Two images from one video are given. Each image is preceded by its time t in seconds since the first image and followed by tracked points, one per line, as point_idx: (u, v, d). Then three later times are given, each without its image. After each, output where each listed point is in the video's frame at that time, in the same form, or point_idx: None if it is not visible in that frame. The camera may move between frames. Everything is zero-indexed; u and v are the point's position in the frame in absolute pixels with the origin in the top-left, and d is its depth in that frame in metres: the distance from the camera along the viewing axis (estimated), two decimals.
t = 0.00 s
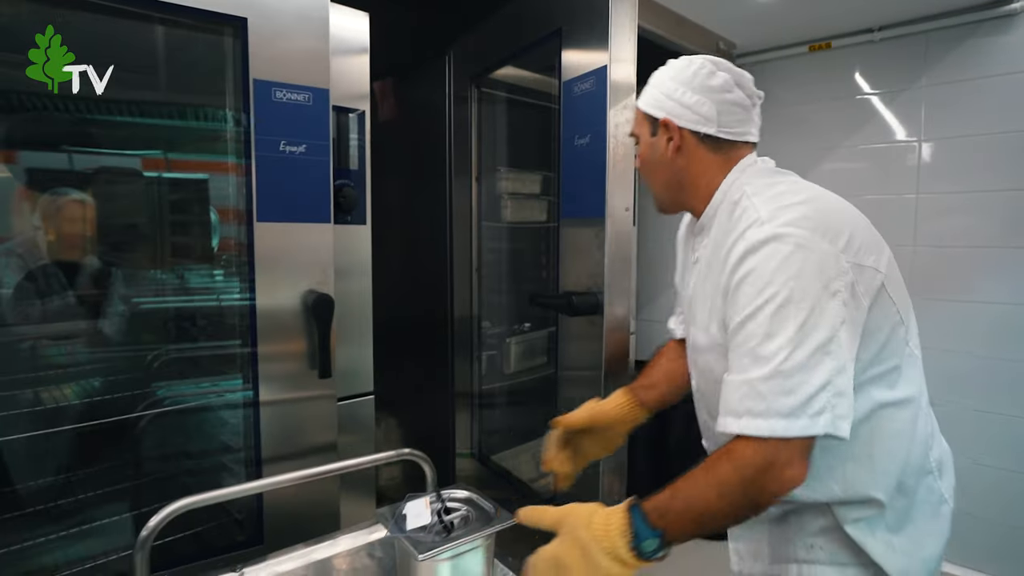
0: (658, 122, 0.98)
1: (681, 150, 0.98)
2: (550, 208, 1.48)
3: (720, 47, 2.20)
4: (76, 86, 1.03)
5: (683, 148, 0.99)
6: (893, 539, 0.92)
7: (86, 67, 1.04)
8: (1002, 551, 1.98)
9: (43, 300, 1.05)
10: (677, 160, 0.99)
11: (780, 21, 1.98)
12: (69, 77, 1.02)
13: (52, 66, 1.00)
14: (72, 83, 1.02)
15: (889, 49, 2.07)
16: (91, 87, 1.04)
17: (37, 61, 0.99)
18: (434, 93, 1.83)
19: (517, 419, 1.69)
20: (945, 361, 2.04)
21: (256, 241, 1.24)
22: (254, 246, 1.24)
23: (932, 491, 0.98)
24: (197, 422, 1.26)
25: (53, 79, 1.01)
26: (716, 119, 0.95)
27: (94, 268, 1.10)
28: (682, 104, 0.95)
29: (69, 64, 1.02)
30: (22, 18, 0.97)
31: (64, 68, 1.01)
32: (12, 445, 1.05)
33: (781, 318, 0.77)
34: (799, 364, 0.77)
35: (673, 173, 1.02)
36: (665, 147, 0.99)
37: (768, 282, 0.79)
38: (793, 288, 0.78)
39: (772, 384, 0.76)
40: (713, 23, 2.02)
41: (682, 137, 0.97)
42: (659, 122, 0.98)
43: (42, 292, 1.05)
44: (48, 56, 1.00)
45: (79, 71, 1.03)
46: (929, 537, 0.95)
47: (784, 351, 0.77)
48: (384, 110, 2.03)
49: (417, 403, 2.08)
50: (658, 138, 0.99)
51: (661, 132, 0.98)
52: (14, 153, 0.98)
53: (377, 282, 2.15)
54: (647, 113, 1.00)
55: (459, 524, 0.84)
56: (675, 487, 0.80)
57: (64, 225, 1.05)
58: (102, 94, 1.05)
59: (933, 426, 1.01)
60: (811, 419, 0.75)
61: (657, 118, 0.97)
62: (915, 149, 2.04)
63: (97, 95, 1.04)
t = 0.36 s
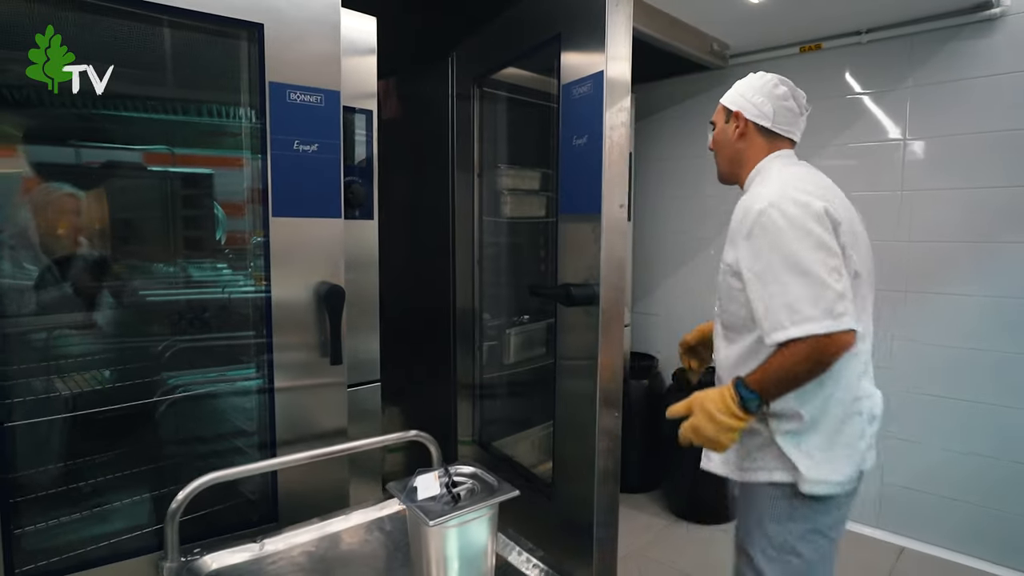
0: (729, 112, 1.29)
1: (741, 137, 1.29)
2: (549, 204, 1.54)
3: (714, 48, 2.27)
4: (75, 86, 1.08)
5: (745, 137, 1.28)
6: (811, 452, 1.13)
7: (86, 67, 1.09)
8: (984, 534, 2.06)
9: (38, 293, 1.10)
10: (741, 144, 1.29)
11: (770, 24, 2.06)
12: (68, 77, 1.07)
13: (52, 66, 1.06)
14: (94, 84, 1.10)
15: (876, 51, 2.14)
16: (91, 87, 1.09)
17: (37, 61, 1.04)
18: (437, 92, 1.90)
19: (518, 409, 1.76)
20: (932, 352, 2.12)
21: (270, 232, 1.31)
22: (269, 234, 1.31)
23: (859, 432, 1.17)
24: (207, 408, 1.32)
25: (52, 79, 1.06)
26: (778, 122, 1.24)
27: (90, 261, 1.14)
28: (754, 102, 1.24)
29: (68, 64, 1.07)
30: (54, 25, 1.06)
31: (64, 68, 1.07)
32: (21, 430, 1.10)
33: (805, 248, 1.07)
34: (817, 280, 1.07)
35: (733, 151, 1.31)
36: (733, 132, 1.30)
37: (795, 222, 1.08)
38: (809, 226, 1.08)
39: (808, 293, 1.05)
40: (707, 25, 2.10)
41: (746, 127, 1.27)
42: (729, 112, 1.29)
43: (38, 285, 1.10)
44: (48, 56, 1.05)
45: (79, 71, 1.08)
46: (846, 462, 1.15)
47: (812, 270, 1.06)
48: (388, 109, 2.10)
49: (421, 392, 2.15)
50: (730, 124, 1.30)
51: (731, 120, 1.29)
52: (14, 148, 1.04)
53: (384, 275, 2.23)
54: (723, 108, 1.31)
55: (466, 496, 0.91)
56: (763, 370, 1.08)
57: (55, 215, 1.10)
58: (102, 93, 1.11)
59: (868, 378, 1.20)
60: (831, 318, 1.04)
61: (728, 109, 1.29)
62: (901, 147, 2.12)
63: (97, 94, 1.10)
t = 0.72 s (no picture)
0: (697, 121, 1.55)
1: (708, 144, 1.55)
2: (543, 195, 1.60)
3: (704, 45, 2.32)
4: (75, 86, 1.13)
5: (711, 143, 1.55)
6: (700, 390, 1.41)
7: (86, 67, 1.14)
8: (965, 515, 2.14)
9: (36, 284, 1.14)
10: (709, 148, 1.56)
11: (759, 21, 2.12)
12: (68, 77, 1.12)
13: (52, 66, 1.10)
14: (104, 79, 1.15)
15: (861, 48, 2.21)
16: (91, 87, 1.14)
17: (37, 61, 1.09)
18: (435, 87, 1.95)
19: (512, 396, 1.82)
20: (916, 341, 2.19)
21: (275, 220, 1.37)
22: (274, 225, 1.37)
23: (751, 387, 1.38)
24: (211, 392, 1.38)
25: (51, 79, 1.10)
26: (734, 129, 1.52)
27: (85, 256, 1.18)
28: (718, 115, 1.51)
29: (68, 64, 1.12)
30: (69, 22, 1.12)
31: (63, 68, 1.11)
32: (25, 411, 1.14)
33: (683, 231, 1.38)
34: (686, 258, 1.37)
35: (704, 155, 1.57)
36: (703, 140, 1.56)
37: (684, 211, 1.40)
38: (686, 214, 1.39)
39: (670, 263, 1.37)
40: (698, 22, 2.15)
41: (712, 135, 1.53)
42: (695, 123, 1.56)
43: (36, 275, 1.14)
44: (48, 56, 1.10)
45: (79, 71, 1.13)
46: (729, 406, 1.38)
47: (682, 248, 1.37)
48: (388, 102, 2.16)
49: (419, 379, 2.21)
50: (697, 131, 1.56)
51: (699, 128, 1.55)
52: (13, 141, 1.08)
53: (385, 264, 2.29)
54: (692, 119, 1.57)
55: (463, 465, 0.97)
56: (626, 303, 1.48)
57: (52, 209, 1.13)
58: (102, 93, 1.15)
59: (771, 341, 1.40)
60: (673, 285, 1.35)
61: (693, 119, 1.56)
62: (886, 141, 2.19)
63: (97, 94, 1.15)
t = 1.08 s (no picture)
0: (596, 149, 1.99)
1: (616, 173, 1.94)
2: (538, 186, 1.62)
3: (698, 38, 2.35)
4: (75, 85, 1.15)
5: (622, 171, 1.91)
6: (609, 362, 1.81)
7: (86, 67, 1.16)
8: (956, 503, 2.17)
9: (31, 281, 1.15)
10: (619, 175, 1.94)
11: (752, 14, 2.15)
12: (68, 77, 1.14)
13: (52, 66, 1.13)
14: (105, 72, 1.18)
15: (852, 41, 2.24)
16: (91, 87, 1.17)
17: (37, 61, 1.11)
18: (430, 79, 1.98)
19: (506, 386, 1.84)
20: (907, 330, 2.22)
21: (273, 204, 1.40)
22: (273, 220, 1.40)
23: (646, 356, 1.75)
24: (211, 380, 1.41)
25: (51, 79, 1.13)
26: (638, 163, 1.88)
27: (80, 253, 1.20)
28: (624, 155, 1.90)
29: (68, 64, 1.14)
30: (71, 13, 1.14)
31: (63, 68, 1.14)
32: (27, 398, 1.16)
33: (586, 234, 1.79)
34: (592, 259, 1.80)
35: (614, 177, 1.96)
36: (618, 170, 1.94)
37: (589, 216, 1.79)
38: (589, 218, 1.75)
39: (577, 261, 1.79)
40: (693, 15, 2.18)
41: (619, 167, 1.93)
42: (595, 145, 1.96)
43: (30, 267, 1.15)
44: (48, 56, 1.12)
45: (79, 71, 1.16)
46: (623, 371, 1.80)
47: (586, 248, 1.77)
48: (385, 93, 2.18)
49: (415, 368, 2.25)
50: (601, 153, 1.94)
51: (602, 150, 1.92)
52: (14, 136, 1.11)
53: (382, 254, 2.33)
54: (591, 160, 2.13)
55: (457, 441, 1.00)
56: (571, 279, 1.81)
57: (53, 207, 1.16)
58: (102, 93, 1.18)
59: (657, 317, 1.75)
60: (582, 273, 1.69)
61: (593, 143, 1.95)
62: (876, 134, 2.23)
63: (98, 94, 1.18)
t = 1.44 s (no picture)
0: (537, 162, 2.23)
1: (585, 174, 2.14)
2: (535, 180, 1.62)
3: (695, 32, 2.36)
4: (75, 85, 1.16)
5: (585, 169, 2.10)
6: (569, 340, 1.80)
7: (86, 67, 1.17)
8: (953, 497, 2.17)
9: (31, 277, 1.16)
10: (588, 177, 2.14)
11: (750, 8, 2.15)
12: (68, 77, 1.15)
13: (52, 67, 1.14)
14: (102, 67, 1.19)
15: (849, 35, 2.25)
16: (90, 86, 1.17)
17: (37, 61, 1.12)
18: (427, 72, 1.98)
19: (502, 381, 1.85)
20: (904, 324, 2.23)
21: (269, 194, 1.40)
22: (270, 215, 1.41)
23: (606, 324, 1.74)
24: (208, 372, 1.42)
25: (51, 78, 1.14)
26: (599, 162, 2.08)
27: (77, 251, 1.21)
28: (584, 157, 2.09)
29: (69, 64, 1.15)
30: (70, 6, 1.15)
31: (64, 68, 1.15)
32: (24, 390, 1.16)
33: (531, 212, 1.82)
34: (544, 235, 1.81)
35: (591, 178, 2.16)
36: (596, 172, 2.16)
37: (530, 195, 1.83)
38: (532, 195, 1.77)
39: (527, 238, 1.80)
40: (690, 9, 2.18)
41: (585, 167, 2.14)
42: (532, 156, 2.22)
43: (31, 266, 1.16)
44: (48, 56, 1.13)
45: (79, 71, 1.16)
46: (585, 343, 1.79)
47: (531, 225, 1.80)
48: (382, 87, 2.19)
49: (412, 362, 2.25)
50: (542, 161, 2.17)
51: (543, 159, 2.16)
52: (13, 133, 1.12)
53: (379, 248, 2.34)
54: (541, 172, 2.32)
55: (452, 426, 1.01)
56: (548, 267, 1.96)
57: (52, 207, 1.17)
58: (102, 93, 1.19)
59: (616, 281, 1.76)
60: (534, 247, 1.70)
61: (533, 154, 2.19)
62: (873, 127, 2.23)
63: (98, 94, 1.18)
